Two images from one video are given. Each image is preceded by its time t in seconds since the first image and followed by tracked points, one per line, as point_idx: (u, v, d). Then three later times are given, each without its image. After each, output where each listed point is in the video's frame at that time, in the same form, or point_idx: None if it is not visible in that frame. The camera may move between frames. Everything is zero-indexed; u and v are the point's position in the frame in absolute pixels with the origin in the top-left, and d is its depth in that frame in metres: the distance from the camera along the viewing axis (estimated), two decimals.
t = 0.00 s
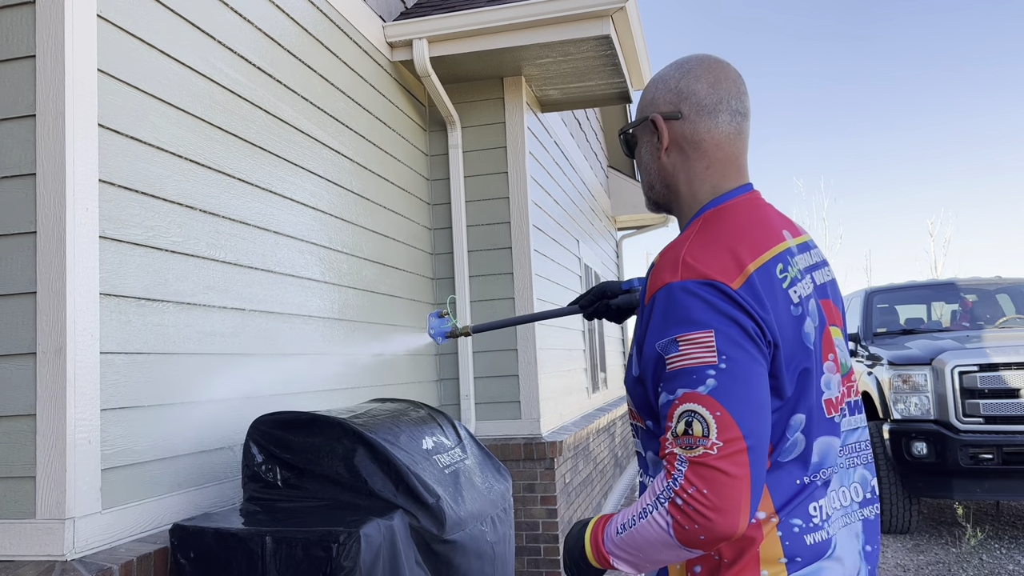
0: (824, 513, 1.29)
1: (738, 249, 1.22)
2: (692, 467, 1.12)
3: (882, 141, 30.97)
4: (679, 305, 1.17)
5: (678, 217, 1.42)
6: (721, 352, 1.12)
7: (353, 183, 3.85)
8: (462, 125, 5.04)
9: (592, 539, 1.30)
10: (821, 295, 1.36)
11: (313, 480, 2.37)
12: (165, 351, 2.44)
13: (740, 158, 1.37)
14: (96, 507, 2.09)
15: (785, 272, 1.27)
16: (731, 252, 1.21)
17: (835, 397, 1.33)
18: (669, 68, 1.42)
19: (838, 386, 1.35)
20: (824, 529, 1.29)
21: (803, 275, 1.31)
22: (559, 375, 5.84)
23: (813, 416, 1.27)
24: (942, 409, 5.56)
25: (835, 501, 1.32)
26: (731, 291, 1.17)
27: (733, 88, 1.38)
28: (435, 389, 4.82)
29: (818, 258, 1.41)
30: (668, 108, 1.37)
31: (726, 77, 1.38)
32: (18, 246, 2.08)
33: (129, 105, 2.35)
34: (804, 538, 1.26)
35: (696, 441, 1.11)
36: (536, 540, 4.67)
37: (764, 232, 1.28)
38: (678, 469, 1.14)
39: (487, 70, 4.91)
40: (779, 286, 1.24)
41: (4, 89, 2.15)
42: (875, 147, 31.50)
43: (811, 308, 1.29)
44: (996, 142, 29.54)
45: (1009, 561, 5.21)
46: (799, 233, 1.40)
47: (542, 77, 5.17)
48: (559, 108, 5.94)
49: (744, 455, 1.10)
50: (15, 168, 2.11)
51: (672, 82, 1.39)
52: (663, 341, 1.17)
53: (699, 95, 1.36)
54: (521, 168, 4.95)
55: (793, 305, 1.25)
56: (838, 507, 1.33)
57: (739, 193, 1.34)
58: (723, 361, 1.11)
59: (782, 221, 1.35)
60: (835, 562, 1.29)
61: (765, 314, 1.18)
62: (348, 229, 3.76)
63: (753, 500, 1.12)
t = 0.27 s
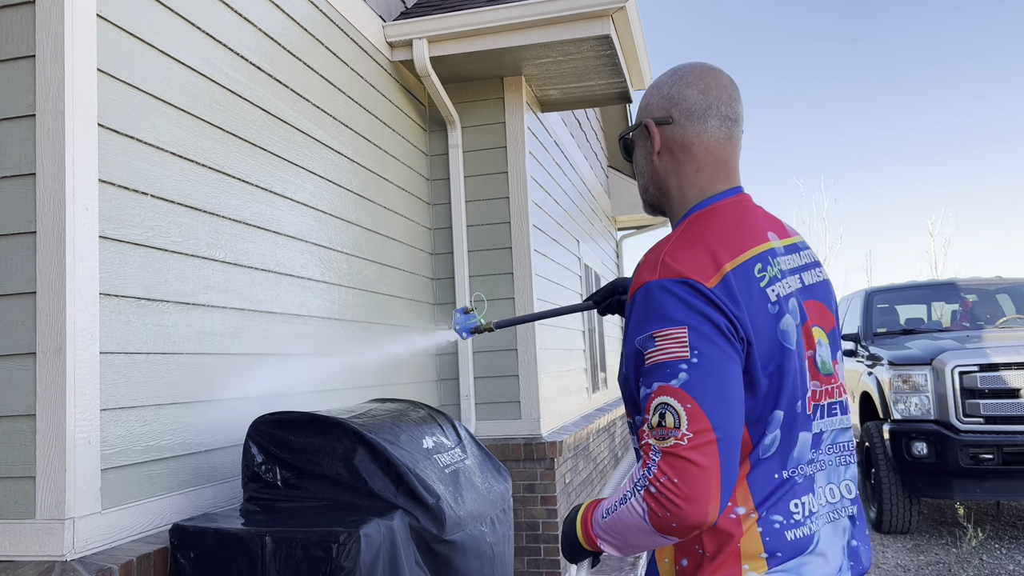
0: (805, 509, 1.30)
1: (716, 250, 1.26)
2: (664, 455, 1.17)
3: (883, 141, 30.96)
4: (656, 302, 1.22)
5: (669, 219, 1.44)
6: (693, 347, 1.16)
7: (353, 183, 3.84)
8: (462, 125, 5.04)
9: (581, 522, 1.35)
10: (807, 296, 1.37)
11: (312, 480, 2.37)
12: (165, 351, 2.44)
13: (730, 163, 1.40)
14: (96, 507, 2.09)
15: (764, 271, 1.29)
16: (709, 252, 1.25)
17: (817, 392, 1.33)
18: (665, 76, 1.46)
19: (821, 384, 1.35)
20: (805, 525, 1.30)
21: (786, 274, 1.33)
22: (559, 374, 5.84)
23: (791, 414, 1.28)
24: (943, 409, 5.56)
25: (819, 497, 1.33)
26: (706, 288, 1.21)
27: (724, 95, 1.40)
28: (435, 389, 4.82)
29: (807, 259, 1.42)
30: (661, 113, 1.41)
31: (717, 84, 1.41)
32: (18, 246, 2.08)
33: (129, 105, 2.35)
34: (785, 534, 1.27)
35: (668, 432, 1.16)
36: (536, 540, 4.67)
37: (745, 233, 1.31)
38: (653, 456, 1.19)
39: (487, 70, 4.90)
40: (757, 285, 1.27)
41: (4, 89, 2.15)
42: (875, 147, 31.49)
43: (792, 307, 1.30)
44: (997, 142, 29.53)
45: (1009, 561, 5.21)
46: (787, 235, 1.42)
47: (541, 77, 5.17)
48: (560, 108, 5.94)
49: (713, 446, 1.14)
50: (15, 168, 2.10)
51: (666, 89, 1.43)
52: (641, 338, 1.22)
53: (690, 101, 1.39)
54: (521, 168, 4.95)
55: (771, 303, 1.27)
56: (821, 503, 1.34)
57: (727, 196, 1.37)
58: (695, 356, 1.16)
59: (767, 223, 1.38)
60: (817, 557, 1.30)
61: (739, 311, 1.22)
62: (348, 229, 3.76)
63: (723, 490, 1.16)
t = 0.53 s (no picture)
0: (790, 501, 1.34)
1: (705, 249, 1.32)
2: (648, 440, 1.24)
3: (883, 141, 30.96)
4: (645, 297, 1.29)
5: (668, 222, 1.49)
6: (678, 339, 1.23)
7: (353, 183, 3.84)
8: (462, 125, 5.04)
9: (579, 505, 1.45)
10: (796, 296, 1.41)
11: (313, 480, 2.37)
12: (165, 351, 2.44)
13: (727, 169, 1.44)
14: (96, 507, 2.09)
15: (751, 270, 1.34)
16: (697, 250, 1.31)
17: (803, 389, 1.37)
18: (667, 86, 1.52)
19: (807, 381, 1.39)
20: (790, 516, 1.34)
21: (774, 274, 1.38)
22: (559, 374, 5.84)
23: (776, 406, 1.32)
24: (943, 410, 5.56)
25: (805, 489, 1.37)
26: (691, 285, 1.27)
27: (723, 104, 1.46)
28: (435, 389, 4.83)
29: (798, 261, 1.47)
30: (661, 121, 1.47)
31: (717, 93, 1.46)
32: (18, 246, 2.08)
33: (129, 105, 2.35)
34: (769, 524, 1.32)
35: (653, 418, 1.23)
36: (536, 540, 4.67)
37: (734, 234, 1.36)
38: (639, 441, 1.26)
39: (487, 70, 4.90)
40: (743, 283, 1.32)
41: (4, 89, 2.15)
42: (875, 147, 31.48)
43: (778, 304, 1.35)
44: (997, 142, 29.54)
45: (1009, 561, 5.21)
46: (780, 238, 1.47)
47: (542, 77, 5.16)
48: (560, 108, 5.94)
49: (693, 433, 1.21)
50: (15, 168, 2.10)
51: (667, 98, 1.48)
52: (632, 330, 1.29)
53: (689, 109, 1.45)
54: (521, 168, 4.95)
55: (756, 300, 1.32)
56: (807, 495, 1.38)
57: (721, 201, 1.42)
58: (679, 348, 1.23)
59: (758, 226, 1.42)
60: (801, 547, 1.35)
61: (724, 307, 1.28)
62: (348, 229, 3.76)
63: (702, 474, 1.23)
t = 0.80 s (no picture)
0: (780, 491, 1.46)
1: (695, 251, 1.46)
2: (637, 425, 1.39)
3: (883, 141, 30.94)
4: (638, 293, 1.44)
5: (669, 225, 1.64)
6: (666, 332, 1.38)
7: (353, 183, 3.84)
8: (462, 125, 5.05)
9: (580, 491, 1.60)
10: (784, 298, 1.54)
11: (313, 480, 2.37)
12: (165, 351, 2.44)
13: (724, 178, 1.58)
14: (96, 507, 2.09)
15: (739, 270, 1.47)
16: (688, 252, 1.46)
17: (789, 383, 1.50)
18: (673, 100, 1.66)
19: (793, 378, 1.52)
20: (780, 506, 1.46)
21: (762, 275, 1.51)
22: (559, 375, 5.84)
23: (760, 398, 1.45)
24: (942, 410, 5.56)
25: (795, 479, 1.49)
26: (680, 282, 1.42)
27: (722, 118, 1.59)
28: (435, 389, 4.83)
29: (789, 266, 1.61)
30: (664, 132, 1.61)
31: (716, 107, 1.60)
32: (18, 246, 2.08)
33: (129, 105, 2.35)
34: (759, 512, 1.44)
35: (641, 405, 1.38)
36: (536, 540, 4.67)
37: (725, 238, 1.50)
38: (630, 427, 1.42)
39: (487, 71, 4.91)
40: (730, 281, 1.45)
41: (3, 89, 2.15)
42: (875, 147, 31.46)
43: (766, 303, 1.47)
44: (997, 142, 29.53)
45: (1009, 561, 5.21)
46: (772, 243, 1.60)
47: (542, 77, 5.16)
48: (560, 108, 5.94)
49: (677, 418, 1.35)
50: (15, 168, 2.11)
51: (671, 111, 1.63)
52: (626, 323, 1.45)
53: (689, 122, 1.59)
54: (521, 168, 4.95)
55: (742, 298, 1.45)
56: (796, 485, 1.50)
57: (717, 207, 1.56)
58: (666, 339, 1.37)
59: (751, 231, 1.56)
60: (791, 535, 1.47)
61: (710, 302, 1.41)
62: (348, 229, 3.76)
63: (685, 457, 1.37)
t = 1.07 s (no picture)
0: (772, 482, 1.53)
1: (691, 255, 1.53)
2: (633, 417, 1.46)
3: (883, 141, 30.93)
4: (636, 294, 1.52)
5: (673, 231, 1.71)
6: (660, 330, 1.45)
7: (353, 183, 3.84)
8: (462, 125, 5.05)
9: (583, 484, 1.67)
10: (780, 301, 1.60)
11: (312, 480, 2.37)
12: (165, 351, 2.44)
13: (725, 187, 1.65)
14: (96, 507, 2.09)
15: (733, 273, 1.54)
16: (684, 256, 1.53)
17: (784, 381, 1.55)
18: (679, 113, 1.74)
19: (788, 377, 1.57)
20: (772, 495, 1.53)
21: (756, 278, 1.57)
22: (559, 374, 5.84)
23: (754, 395, 1.51)
24: (943, 410, 5.56)
25: (787, 472, 1.56)
26: (676, 283, 1.49)
27: (724, 130, 1.66)
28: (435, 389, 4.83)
29: (786, 270, 1.66)
30: (668, 143, 1.69)
31: (719, 120, 1.67)
32: (17, 247, 2.08)
33: (129, 106, 2.35)
34: (753, 501, 1.51)
35: (637, 398, 1.46)
36: (536, 540, 4.67)
37: (721, 243, 1.57)
38: (627, 418, 1.49)
39: (487, 71, 4.91)
40: (724, 284, 1.52)
41: (3, 89, 2.15)
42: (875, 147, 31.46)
43: (758, 305, 1.54)
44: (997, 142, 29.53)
45: (1009, 561, 5.22)
46: (769, 249, 1.66)
47: (542, 77, 5.17)
48: (560, 108, 5.93)
49: (670, 410, 1.42)
50: (15, 168, 2.11)
51: (676, 123, 1.70)
52: (625, 322, 1.52)
53: (692, 133, 1.66)
54: (521, 168, 4.95)
55: (736, 300, 1.52)
56: (789, 477, 1.56)
57: (717, 214, 1.63)
58: (661, 338, 1.45)
59: (748, 237, 1.62)
60: (783, 524, 1.54)
61: (703, 303, 1.48)
62: (348, 229, 3.76)
63: (678, 448, 1.43)
